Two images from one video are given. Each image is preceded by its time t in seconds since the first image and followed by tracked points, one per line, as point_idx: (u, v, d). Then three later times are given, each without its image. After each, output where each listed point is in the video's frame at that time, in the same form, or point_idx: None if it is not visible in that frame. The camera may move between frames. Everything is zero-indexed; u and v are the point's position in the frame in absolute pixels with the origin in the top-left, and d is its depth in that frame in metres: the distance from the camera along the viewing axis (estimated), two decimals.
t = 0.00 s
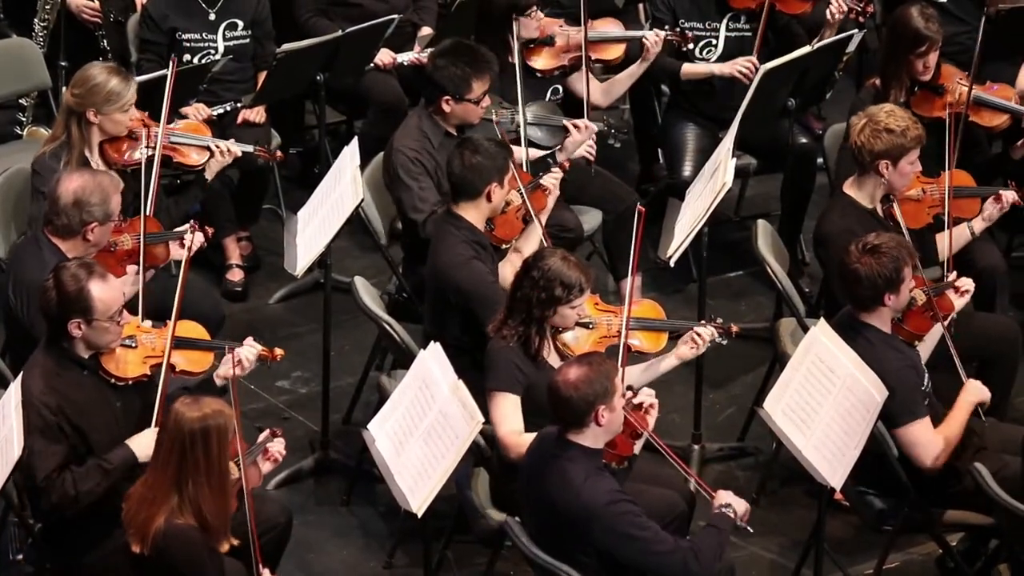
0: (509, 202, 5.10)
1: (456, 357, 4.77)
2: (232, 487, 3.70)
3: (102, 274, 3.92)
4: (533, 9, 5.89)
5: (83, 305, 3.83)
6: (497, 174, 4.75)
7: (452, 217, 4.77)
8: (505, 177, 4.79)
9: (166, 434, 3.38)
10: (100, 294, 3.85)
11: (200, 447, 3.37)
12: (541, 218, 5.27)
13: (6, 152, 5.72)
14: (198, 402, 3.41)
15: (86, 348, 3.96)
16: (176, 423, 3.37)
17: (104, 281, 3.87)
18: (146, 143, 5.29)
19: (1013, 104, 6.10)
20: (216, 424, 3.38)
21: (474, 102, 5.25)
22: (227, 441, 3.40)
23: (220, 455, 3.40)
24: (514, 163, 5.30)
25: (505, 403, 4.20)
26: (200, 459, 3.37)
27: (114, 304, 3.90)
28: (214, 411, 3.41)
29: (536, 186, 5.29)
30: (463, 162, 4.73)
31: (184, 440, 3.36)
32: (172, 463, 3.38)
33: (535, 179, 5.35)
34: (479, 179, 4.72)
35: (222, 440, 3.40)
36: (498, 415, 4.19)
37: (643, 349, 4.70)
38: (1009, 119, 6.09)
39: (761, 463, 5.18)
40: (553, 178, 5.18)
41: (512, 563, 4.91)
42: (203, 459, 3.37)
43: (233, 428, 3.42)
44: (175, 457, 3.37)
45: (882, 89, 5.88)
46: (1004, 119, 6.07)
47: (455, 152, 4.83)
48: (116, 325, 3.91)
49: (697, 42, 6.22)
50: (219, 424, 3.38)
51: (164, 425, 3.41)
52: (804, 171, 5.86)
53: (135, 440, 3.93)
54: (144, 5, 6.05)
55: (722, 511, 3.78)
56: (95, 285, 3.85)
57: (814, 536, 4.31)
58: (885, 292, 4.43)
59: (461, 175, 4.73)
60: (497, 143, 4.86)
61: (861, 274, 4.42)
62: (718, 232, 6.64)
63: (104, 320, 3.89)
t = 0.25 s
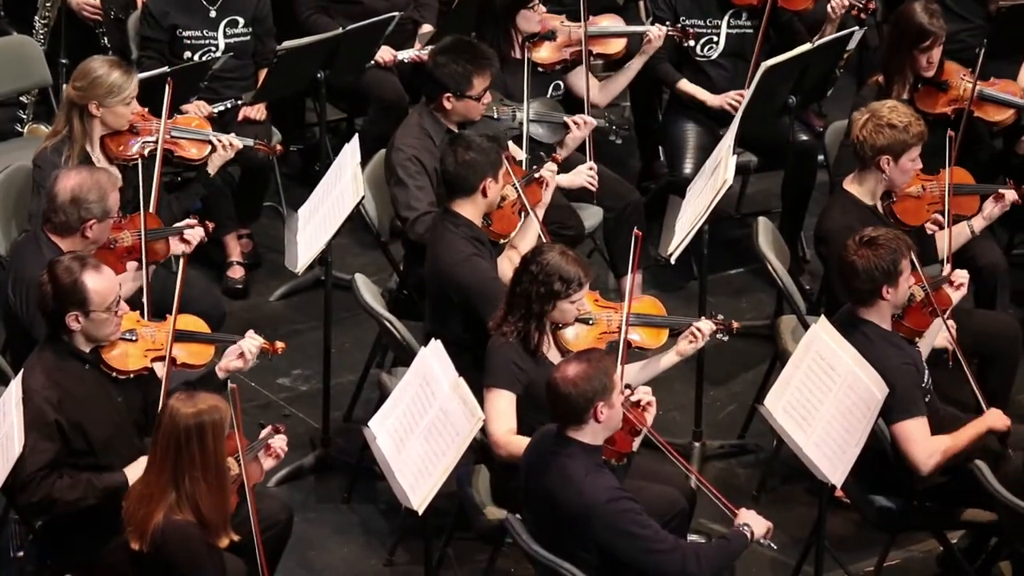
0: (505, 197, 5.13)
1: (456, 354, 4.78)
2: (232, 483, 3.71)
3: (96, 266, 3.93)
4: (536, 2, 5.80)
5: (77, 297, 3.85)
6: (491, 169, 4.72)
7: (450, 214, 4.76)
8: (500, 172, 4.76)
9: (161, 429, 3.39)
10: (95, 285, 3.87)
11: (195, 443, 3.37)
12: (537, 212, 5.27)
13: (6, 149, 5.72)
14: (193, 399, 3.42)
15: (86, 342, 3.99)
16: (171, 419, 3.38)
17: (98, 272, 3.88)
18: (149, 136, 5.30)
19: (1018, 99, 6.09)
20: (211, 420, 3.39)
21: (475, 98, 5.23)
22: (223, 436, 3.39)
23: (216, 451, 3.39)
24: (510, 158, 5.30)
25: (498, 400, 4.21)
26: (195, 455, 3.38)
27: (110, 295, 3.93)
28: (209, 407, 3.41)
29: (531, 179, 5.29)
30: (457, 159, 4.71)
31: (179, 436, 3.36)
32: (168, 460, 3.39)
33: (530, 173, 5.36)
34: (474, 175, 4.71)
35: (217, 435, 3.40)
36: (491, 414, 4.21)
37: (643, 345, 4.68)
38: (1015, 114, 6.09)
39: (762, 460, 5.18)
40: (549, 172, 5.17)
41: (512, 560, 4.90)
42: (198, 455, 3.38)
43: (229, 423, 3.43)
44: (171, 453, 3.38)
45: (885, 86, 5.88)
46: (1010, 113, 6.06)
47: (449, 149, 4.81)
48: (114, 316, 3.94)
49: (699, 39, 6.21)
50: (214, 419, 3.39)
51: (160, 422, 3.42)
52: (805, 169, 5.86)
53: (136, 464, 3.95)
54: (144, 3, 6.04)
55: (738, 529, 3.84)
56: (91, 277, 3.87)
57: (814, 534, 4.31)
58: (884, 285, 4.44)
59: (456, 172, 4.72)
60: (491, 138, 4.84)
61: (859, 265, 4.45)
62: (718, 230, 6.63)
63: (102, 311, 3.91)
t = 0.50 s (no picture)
0: (504, 192, 5.12)
1: (457, 351, 4.78)
2: (232, 480, 3.73)
3: (98, 260, 3.92)
4: None
5: (80, 291, 3.84)
6: (490, 165, 4.72)
7: (449, 211, 4.76)
8: (499, 167, 4.76)
9: (163, 427, 3.38)
10: (97, 279, 3.85)
11: (197, 441, 3.36)
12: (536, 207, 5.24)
13: (7, 147, 5.71)
14: (195, 397, 3.42)
15: (88, 337, 3.95)
16: (173, 417, 3.37)
17: (101, 267, 3.87)
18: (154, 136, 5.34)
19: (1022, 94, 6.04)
20: (213, 418, 3.38)
21: (475, 94, 5.24)
22: (224, 435, 3.39)
23: (217, 449, 3.39)
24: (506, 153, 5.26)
25: (500, 396, 4.21)
26: (197, 454, 3.37)
27: (112, 289, 3.91)
28: (212, 406, 3.41)
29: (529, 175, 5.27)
30: (456, 155, 4.71)
31: (181, 434, 3.35)
32: (169, 457, 3.38)
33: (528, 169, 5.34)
34: (472, 171, 4.71)
35: (219, 433, 3.39)
36: (493, 410, 4.21)
37: (644, 341, 4.68)
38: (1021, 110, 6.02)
39: (763, 457, 5.18)
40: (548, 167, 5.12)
41: (513, 557, 4.91)
42: (199, 453, 3.37)
43: (231, 422, 3.42)
44: (172, 451, 3.37)
45: (892, 83, 5.92)
46: (1015, 110, 6.00)
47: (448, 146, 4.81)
48: (116, 310, 3.91)
49: (701, 36, 6.22)
50: (216, 418, 3.38)
51: (161, 419, 3.41)
52: (806, 166, 5.86)
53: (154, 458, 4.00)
54: None
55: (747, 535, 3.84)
56: (92, 271, 3.85)
57: (815, 531, 4.31)
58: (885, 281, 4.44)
59: (454, 168, 4.71)
60: (489, 134, 4.83)
61: (862, 262, 4.44)
62: (720, 226, 6.64)
63: (105, 305, 3.89)
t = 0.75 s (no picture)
0: (506, 194, 5.11)
1: (457, 350, 4.78)
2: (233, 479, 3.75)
3: (104, 261, 3.93)
4: None
5: (88, 294, 3.84)
6: (494, 166, 4.72)
7: (450, 210, 4.76)
8: (502, 168, 4.76)
9: (166, 427, 3.39)
10: (106, 282, 3.86)
11: (200, 442, 3.37)
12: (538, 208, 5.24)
13: (7, 146, 5.71)
14: (198, 398, 3.42)
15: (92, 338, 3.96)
16: (176, 417, 3.37)
17: (109, 269, 3.88)
18: (155, 136, 5.35)
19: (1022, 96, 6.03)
20: (217, 419, 3.40)
21: (474, 93, 5.25)
22: (228, 436, 3.41)
23: (220, 450, 3.40)
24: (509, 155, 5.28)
25: (505, 394, 4.20)
26: (200, 454, 3.38)
27: (118, 290, 3.91)
28: (215, 406, 3.42)
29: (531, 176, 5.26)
30: (459, 154, 4.70)
31: (184, 434, 3.36)
32: (172, 457, 3.38)
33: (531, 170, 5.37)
34: (475, 171, 4.70)
35: (222, 434, 3.41)
36: (498, 408, 4.20)
37: (643, 341, 4.66)
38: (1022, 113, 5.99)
39: (762, 457, 5.18)
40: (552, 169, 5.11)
41: (513, 557, 4.91)
42: (202, 454, 3.38)
43: (234, 423, 3.44)
44: (175, 451, 3.38)
45: (893, 84, 5.90)
46: (1016, 113, 5.97)
47: (451, 144, 4.80)
48: (121, 311, 3.92)
49: (700, 35, 6.23)
50: (220, 419, 3.40)
51: (164, 419, 3.41)
52: (806, 166, 5.85)
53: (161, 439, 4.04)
54: None
55: (718, 503, 3.87)
56: (98, 272, 3.86)
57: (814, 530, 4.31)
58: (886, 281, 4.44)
59: (457, 168, 4.71)
60: (492, 134, 4.83)
61: (866, 260, 4.44)
62: (719, 226, 6.64)
63: (110, 308, 3.90)
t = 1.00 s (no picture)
0: (510, 199, 5.13)
1: (456, 352, 4.78)
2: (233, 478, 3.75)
3: (110, 267, 3.94)
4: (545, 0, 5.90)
5: (94, 300, 3.85)
6: (498, 169, 4.71)
7: (451, 211, 4.76)
8: (506, 173, 4.75)
9: (171, 429, 3.38)
10: (111, 288, 3.88)
11: (205, 444, 3.37)
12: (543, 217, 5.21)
13: (7, 145, 5.71)
14: (205, 399, 3.42)
15: (94, 342, 3.97)
16: (182, 419, 3.37)
17: (114, 276, 3.90)
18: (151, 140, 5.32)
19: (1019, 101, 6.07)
20: (222, 421, 3.39)
21: (473, 93, 5.23)
22: (233, 438, 3.40)
23: (226, 452, 3.40)
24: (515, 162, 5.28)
25: (504, 399, 4.21)
26: (205, 456, 3.38)
27: (123, 297, 3.94)
28: (221, 408, 3.41)
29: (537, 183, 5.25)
30: (464, 156, 4.69)
31: (190, 436, 3.36)
32: (176, 458, 3.39)
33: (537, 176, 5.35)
34: (480, 174, 4.69)
35: (228, 436, 3.40)
36: (497, 412, 4.22)
37: (643, 343, 4.67)
38: (1017, 117, 6.05)
39: (761, 458, 5.18)
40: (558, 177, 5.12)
41: (512, 558, 4.91)
42: (207, 456, 3.38)
43: (239, 426, 3.43)
44: (180, 453, 3.38)
45: (890, 87, 5.86)
46: (1012, 116, 6.02)
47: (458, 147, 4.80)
48: (126, 317, 3.93)
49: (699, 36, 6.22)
50: (225, 421, 3.39)
51: (170, 420, 3.41)
52: (806, 166, 5.83)
53: (155, 422, 4.05)
54: None
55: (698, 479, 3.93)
56: (106, 280, 3.87)
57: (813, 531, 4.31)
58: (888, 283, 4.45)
59: (462, 169, 4.69)
60: (500, 138, 4.81)
61: (871, 259, 4.45)
62: (717, 227, 6.61)
63: (115, 313, 3.91)
